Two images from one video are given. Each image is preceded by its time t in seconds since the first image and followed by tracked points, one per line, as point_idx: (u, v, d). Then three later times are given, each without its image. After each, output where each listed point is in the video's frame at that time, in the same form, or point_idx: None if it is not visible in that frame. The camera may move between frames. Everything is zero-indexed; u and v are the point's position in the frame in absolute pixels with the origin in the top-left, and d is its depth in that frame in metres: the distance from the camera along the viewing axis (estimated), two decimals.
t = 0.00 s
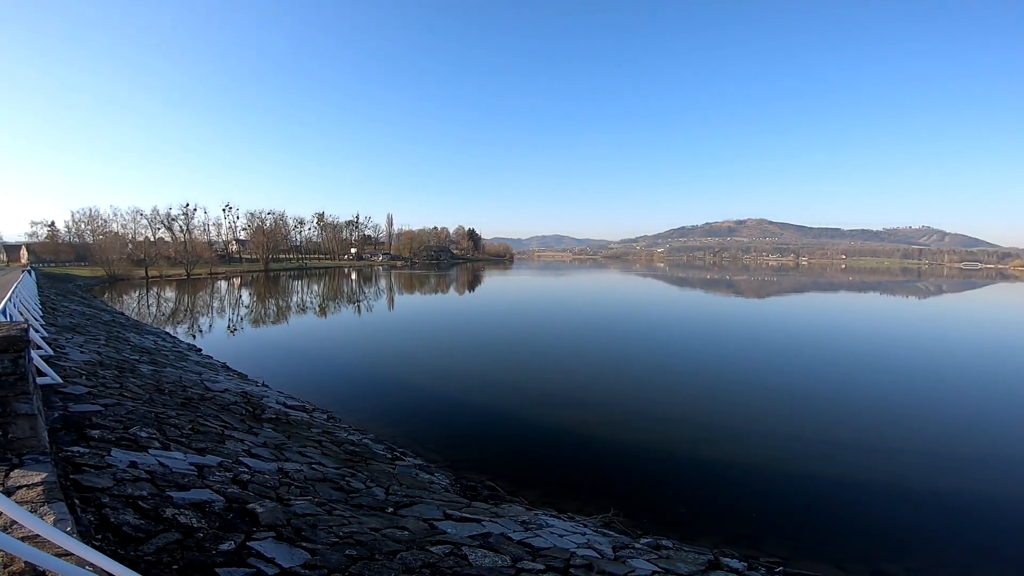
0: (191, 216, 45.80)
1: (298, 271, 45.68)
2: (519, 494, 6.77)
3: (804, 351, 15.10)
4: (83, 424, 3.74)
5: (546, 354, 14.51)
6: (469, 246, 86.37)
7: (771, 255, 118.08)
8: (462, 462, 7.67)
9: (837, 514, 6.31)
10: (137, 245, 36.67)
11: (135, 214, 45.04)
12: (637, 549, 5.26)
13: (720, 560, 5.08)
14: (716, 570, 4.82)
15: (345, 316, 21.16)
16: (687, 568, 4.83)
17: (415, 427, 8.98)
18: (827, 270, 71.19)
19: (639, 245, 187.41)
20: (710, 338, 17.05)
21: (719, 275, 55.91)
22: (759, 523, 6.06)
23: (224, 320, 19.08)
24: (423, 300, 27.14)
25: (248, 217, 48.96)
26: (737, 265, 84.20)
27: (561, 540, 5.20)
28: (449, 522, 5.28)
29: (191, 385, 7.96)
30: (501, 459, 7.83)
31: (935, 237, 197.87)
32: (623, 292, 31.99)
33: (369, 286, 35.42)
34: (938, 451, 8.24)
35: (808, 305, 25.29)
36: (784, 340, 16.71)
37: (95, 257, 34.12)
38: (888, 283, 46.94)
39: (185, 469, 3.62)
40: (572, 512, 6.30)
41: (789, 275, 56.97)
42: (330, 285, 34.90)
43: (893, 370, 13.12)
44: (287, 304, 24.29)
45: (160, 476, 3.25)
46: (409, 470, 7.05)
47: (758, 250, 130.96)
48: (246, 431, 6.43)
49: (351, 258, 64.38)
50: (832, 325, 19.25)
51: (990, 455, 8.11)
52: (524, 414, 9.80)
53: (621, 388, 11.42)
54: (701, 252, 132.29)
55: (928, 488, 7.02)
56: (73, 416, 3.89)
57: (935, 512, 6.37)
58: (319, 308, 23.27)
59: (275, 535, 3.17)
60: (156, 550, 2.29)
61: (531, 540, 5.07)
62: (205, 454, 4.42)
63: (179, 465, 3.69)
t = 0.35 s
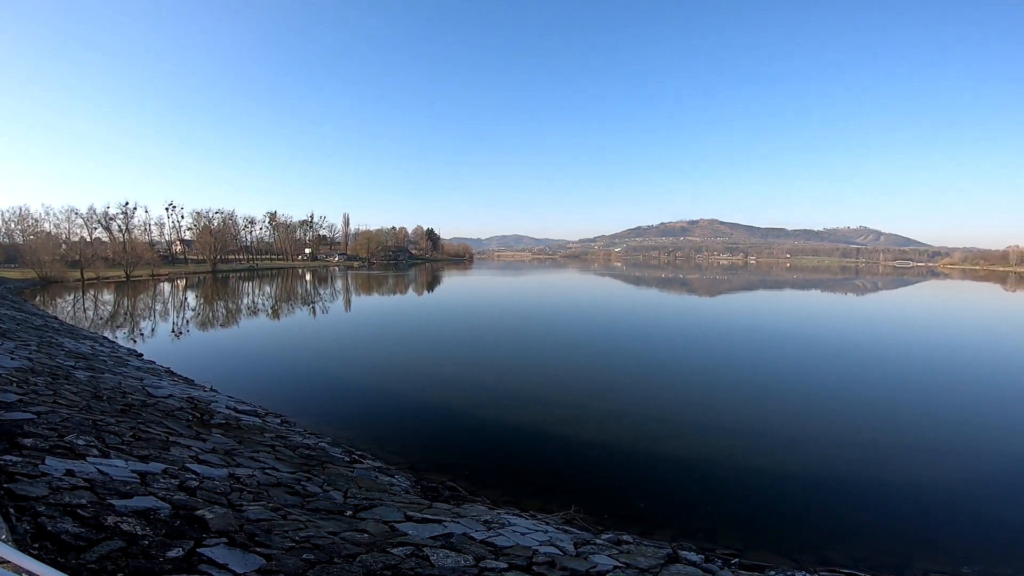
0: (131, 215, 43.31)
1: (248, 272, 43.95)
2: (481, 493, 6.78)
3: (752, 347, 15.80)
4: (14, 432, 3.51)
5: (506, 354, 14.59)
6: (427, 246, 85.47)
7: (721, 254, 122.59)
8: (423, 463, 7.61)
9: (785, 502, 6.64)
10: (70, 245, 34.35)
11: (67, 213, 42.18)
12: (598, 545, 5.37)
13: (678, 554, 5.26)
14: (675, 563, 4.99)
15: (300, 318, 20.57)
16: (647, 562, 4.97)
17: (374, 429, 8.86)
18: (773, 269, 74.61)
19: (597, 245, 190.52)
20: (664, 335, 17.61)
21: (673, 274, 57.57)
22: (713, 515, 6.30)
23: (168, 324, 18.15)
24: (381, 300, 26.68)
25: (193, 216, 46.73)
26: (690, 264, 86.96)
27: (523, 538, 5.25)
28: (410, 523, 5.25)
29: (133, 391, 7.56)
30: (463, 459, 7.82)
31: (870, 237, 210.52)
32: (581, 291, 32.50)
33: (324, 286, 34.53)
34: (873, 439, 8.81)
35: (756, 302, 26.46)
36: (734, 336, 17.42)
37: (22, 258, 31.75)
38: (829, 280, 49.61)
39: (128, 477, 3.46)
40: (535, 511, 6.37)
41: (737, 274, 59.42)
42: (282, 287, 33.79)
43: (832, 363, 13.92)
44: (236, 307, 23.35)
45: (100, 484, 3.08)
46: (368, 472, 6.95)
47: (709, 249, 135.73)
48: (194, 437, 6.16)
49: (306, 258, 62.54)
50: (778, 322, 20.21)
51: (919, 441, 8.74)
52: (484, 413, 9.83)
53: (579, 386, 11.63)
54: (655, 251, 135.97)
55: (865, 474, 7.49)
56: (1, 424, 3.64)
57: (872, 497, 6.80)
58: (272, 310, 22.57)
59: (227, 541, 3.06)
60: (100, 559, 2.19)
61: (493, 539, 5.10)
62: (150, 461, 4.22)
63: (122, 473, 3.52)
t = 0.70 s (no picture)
0: (84, 215, 41.37)
1: (211, 274, 42.57)
2: (452, 494, 6.83)
3: (716, 345, 16.29)
4: None
5: (477, 354, 14.62)
6: (398, 246, 84.53)
7: (688, 254, 125.28)
8: (392, 465, 7.60)
9: (747, 496, 6.90)
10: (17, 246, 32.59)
11: (13, 212, 40.01)
12: (569, 542, 5.48)
13: (649, 549, 5.41)
14: (645, 559, 5.14)
15: (266, 320, 20.11)
16: (618, 558, 5.10)
17: (343, 431, 8.79)
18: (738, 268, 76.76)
19: (568, 245, 192.02)
20: (632, 333, 17.97)
21: (642, 273, 58.57)
22: (679, 509, 6.50)
23: (124, 327, 17.47)
24: (349, 301, 26.31)
25: (152, 216, 44.99)
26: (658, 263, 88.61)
27: (495, 537, 5.33)
28: (380, 525, 5.27)
29: (88, 396, 7.31)
30: (432, 459, 7.85)
31: (828, 237, 218.75)
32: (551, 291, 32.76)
33: (290, 287, 33.81)
34: (829, 432, 9.22)
35: (720, 300, 27.23)
36: (700, 334, 17.90)
37: None
38: (790, 279, 51.19)
39: (83, 482, 3.38)
40: (507, 510, 6.44)
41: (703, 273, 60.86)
42: (247, 288, 32.92)
43: (793, 359, 14.48)
44: (198, 309, 22.64)
45: (53, 490, 3.01)
46: (337, 474, 6.91)
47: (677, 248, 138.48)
48: (153, 442, 6.01)
49: (272, 259, 61.01)
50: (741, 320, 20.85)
51: (871, 433, 9.20)
52: (455, 413, 9.86)
53: (549, 385, 11.77)
54: (625, 250, 137.97)
55: (820, 466, 7.84)
56: None
57: (829, 488, 7.13)
58: (236, 312, 21.99)
59: (188, 546, 3.04)
60: (54, 562, 2.17)
61: (465, 539, 5.17)
62: (106, 467, 4.12)
63: (75, 478, 3.44)
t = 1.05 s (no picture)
0: None
1: (146, 276, 40.16)
2: (406, 495, 6.87)
3: (665, 342, 16.91)
4: None
5: (430, 354, 14.62)
6: (348, 246, 82.54)
7: (639, 253, 128.95)
8: (344, 469, 7.53)
9: (691, 486, 7.27)
10: None
11: None
12: (526, 540, 5.63)
13: (604, 544, 5.62)
14: (601, 555, 5.34)
15: (208, 323, 19.26)
16: (574, 554, 5.28)
17: (292, 436, 8.61)
18: (685, 267, 79.69)
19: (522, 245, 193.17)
20: (583, 331, 18.41)
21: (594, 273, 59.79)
22: (628, 502, 6.79)
23: (49, 333, 16.31)
24: (297, 303, 25.55)
25: (79, 215, 42.00)
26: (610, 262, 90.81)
27: (451, 538, 5.41)
28: (332, 529, 5.27)
29: (8, 405, 6.85)
30: (385, 461, 7.84)
31: (767, 237, 230.19)
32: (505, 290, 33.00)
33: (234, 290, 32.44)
34: (766, 424, 9.82)
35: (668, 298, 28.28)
36: (648, 331, 18.55)
37: None
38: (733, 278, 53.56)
39: (7, 493, 3.24)
40: (463, 510, 6.53)
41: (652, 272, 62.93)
42: (186, 291, 31.34)
43: (734, 355, 15.27)
44: (132, 313, 21.40)
45: None
46: (286, 480, 6.79)
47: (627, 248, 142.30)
48: (83, 451, 5.73)
49: (213, 260, 58.21)
50: (687, 317, 21.74)
51: (803, 423, 9.86)
52: (408, 415, 9.83)
53: (503, 384, 11.92)
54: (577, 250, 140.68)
55: (757, 456, 8.35)
56: None
57: (766, 477, 7.60)
58: (174, 315, 20.94)
59: (125, 554, 2.98)
60: None
61: (421, 540, 5.23)
62: (32, 477, 3.94)
63: None
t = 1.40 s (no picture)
0: None
1: (75, 278, 37.48)
2: (362, 498, 6.87)
3: (620, 340, 17.34)
4: None
5: (387, 356, 14.47)
6: (298, 246, 79.93)
7: (593, 254, 131.06)
8: (296, 474, 7.42)
9: (641, 480, 7.59)
10: None
11: None
12: (485, 540, 5.75)
13: (563, 542, 5.80)
14: (561, 552, 5.53)
15: (145, 328, 18.27)
16: (533, 553, 5.44)
17: (241, 442, 8.37)
18: (637, 266, 81.72)
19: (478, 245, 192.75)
20: (540, 330, 18.68)
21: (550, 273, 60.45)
22: (582, 498, 7.03)
23: None
24: (243, 306, 24.62)
25: None
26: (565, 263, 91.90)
27: (410, 540, 5.47)
28: (283, 535, 5.25)
29: None
30: (339, 464, 7.77)
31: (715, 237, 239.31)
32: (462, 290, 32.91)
33: (174, 292, 30.84)
34: (714, 418, 10.30)
35: (622, 297, 29.02)
36: (603, 329, 19.02)
37: None
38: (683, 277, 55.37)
39: None
40: (421, 512, 6.59)
41: (606, 271, 64.13)
42: (121, 294, 29.54)
43: (685, 351, 15.91)
44: (61, 317, 20.04)
45: None
46: (234, 486, 6.65)
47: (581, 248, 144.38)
48: (8, 462, 5.43)
49: (151, 261, 55.03)
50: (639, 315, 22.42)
51: (748, 416, 10.41)
52: (365, 418, 9.72)
53: (461, 384, 11.97)
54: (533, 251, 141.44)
55: (704, 449, 8.77)
56: None
57: (713, 469, 8.02)
58: (108, 319, 19.76)
59: (60, 564, 2.91)
60: None
61: (379, 543, 5.27)
62: None
63: None
